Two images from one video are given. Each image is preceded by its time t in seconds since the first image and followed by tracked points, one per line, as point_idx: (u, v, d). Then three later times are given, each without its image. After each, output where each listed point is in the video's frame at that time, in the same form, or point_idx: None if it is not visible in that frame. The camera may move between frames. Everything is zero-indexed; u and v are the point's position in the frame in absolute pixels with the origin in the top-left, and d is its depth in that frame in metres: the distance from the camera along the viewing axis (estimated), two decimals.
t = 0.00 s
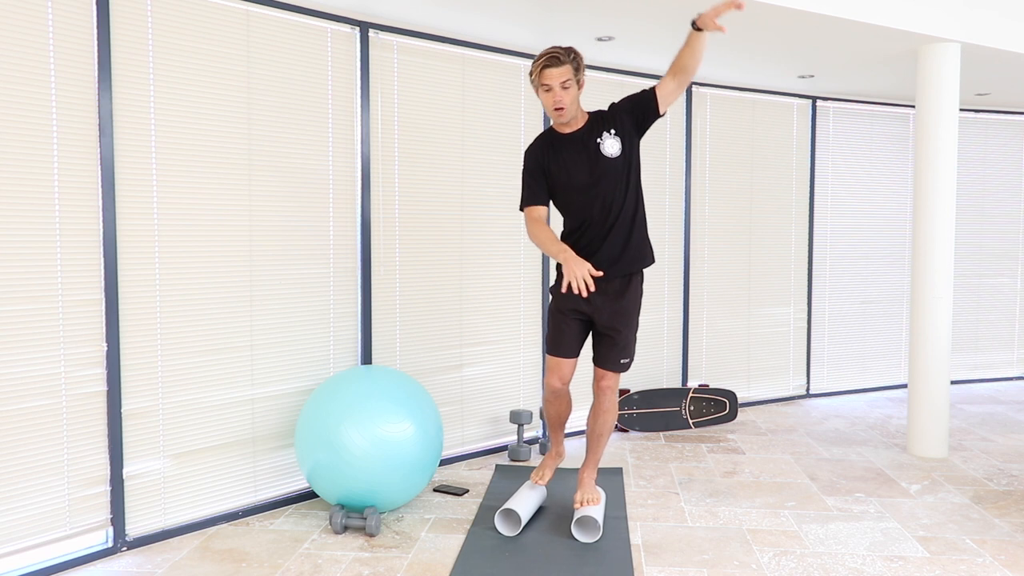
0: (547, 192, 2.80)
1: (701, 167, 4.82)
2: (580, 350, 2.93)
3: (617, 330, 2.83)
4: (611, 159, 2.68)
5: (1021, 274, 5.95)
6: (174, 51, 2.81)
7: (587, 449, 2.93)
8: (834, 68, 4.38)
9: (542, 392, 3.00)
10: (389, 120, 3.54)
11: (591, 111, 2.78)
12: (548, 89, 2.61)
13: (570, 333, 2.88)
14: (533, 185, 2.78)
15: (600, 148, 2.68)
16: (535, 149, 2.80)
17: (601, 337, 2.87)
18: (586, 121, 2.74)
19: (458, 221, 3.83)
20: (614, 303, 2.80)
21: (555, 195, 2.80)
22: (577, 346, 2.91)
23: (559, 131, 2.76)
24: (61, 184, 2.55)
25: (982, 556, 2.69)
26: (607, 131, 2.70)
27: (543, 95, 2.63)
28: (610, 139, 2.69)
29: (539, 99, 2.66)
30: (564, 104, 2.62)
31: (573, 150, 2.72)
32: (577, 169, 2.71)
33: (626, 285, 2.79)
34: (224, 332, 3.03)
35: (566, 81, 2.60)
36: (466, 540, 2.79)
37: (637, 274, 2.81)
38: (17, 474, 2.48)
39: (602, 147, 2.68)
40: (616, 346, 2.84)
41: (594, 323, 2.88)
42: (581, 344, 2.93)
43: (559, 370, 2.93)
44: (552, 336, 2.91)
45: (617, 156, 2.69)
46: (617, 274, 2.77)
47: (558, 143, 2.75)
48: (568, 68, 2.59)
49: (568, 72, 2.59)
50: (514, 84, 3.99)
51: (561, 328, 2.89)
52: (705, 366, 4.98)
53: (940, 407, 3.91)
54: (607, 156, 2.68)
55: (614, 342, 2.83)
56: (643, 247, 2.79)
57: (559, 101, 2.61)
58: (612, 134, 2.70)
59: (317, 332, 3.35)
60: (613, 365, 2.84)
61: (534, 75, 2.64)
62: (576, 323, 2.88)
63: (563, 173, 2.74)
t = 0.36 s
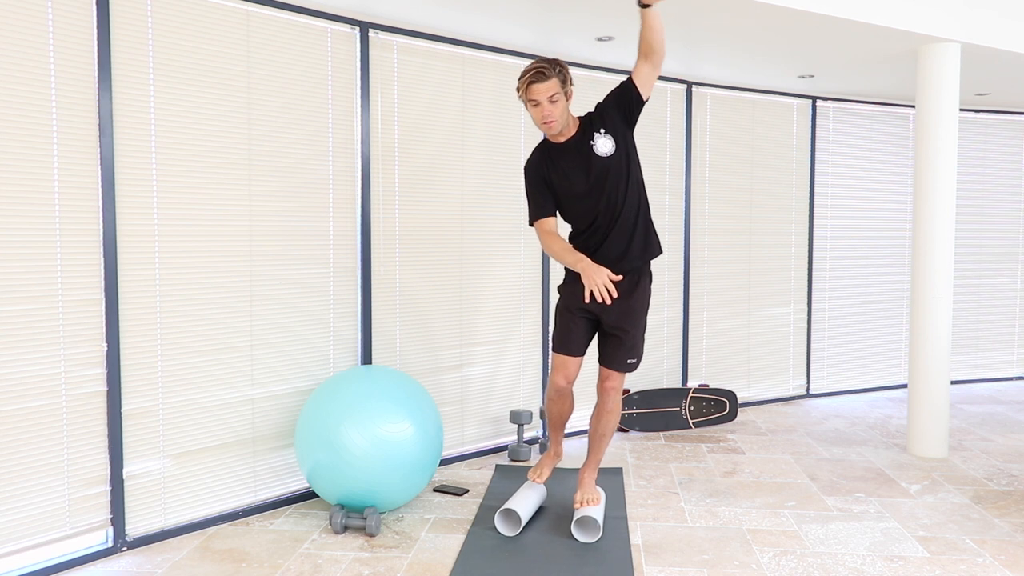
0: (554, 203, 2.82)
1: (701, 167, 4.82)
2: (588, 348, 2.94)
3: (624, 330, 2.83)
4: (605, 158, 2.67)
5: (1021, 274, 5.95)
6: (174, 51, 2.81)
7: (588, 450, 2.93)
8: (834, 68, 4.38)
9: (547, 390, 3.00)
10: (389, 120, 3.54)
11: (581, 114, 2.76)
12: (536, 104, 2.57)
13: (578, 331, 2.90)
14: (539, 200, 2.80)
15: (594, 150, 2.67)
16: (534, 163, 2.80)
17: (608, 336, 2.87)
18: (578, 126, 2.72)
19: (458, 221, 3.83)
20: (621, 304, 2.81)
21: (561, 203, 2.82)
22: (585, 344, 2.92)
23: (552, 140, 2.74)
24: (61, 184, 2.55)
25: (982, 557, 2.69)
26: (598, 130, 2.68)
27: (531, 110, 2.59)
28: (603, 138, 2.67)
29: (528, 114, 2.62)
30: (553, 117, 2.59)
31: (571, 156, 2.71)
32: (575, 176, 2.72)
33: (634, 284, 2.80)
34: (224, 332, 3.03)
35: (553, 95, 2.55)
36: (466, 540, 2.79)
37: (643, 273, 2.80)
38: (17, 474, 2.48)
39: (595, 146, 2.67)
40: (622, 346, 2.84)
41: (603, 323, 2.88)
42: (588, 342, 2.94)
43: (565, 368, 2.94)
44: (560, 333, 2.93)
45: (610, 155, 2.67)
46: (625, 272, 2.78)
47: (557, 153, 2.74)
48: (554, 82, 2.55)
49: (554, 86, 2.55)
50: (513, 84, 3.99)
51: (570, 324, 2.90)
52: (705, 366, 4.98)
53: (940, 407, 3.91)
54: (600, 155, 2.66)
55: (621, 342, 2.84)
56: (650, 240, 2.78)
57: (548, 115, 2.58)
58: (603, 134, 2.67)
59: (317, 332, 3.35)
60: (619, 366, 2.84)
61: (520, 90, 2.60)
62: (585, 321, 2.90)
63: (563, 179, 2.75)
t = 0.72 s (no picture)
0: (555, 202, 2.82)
1: (701, 167, 4.82)
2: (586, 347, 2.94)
3: (623, 330, 2.83)
4: (604, 158, 2.66)
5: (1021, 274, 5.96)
6: (174, 51, 2.81)
7: (591, 450, 2.93)
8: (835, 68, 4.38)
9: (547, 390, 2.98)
10: (389, 120, 3.54)
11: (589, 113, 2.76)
12: (545, 102, 2.59)
13: (577, 331, 2.89)
14: (539, 200, 2.80)
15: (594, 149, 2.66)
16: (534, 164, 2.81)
17: (607, 336, 2.87)
18: (583, 124, 2.73)
19: (458, 220, 3.83)
20: (621, 304, 2.81)
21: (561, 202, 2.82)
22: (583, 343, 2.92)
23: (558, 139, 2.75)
24: (61, 184, 2.55)
25: (981, 556, 2.69)
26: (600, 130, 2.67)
27: (540, 107, 2.61)
28: (604, 138, 2.66)
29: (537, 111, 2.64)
30: (561, 115, 2.60)
31: (573, 158, 2.72)
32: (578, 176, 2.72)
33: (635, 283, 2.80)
34: (223, 332, 3.03)
35: (562, 94, 2.57)
36: (466, 540, 2.79)
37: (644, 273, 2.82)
38: (17, 474, 2.48)
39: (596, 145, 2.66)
40: (622, 347, 2.84)
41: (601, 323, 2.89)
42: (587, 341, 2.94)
43: (564, 368, 2.92)
44: (560, 331, 2.92)
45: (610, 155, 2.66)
46: (625, 272, 2.78)
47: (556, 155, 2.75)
48: (563, 80, 2.56)
49: (564, 84, 2.56)
50: (513, 84, 3.98)
51: (569, 322, 2.90)
52: (705, 366, 4.98)
53: (939, 407, 3.92)
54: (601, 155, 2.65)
55: (620, 342, 2.84)
56: (651, 238, 2.79)
57: (556, 113, 2.59)
58: (605, 134, 2.67)
59: (317, 332, 3.35)
60: (618, 366, 2.85)
61: (529, 88, 2.62)
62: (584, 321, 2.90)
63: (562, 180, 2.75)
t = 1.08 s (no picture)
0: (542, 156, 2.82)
1: (701, 166, 4.82)
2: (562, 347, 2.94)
3: (604, 328, 2.84)
4: (618, 158, 2.69)
5: (1021, 274, 5.96)
6: (174, 51, 2.81)
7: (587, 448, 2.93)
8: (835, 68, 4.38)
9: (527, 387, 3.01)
10: (389, 120, 3.54)
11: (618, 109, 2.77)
12: (585, 81, 2.57)
13: (553, 329, 2.89)
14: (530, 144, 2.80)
15: (610, 147, 2.69)
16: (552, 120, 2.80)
17: (587, 333, 2.88)
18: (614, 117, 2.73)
19: (458, 220, 3.83)
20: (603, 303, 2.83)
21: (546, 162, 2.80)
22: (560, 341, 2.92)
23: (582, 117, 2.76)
24: (61, 184, 2.55)
25: (982, 556, 2.69)
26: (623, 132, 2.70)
27: (580, 87, 2.60)
28: (623, 141, 2.69)
29: (576, 89, 2.63)
30: (599, 97, 2.59)
31: (582, 139, 2.72)
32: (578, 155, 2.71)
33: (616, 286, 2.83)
34: (223, 331, 3.03)
35: (604, 76, 2.56)
36: (466, 540, 2.79)
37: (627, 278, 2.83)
38: (17, 474, 2.48)
39: (614, 146, 2.69)
40: (603, 346, 2.86)
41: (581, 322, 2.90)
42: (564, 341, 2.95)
43: (539, 365, 2.93)
44: (535, 331, 2.92)
45: (625, 159, 2.69)
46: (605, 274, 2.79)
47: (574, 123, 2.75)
48: (607, 61, 2.54)
49: (607, 66, 2.55)
50: (513, 84, 3.98)
51: (545, 323, 2.90)
52: (705, 366, 4.98)
53: (939, 408, 3.92)
54: (618, 157, 2.68)
55: (602, 341, 2.85)
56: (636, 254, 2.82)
57: (595, 94, 2.58)
58: (626, 136, 2.70)
59: (317, 332, 3.35)
60: (603, 364, 2.86)
61: (571, 64, 2.60)
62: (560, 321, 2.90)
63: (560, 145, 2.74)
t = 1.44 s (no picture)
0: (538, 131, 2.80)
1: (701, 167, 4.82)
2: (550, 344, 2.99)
3: (599, 325, 2.86)
4: (613, 167, 2.70)
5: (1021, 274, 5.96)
6: (174, 51, 2.81)
7: (585, 447, 2.93)
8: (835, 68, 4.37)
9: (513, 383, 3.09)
10: (389, 120, 3.54)
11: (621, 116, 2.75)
12: (591, 82, 2.58)
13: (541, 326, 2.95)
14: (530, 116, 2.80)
15: (606, 153, 2.69)
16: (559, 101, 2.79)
17: (582, 329, 2.90)
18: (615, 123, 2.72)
19: (458, 220, 3.83)
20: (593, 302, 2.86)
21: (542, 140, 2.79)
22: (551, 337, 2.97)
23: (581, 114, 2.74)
24: (61, 184, 2.55)
25: (982, 556, 2.69)
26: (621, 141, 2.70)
27: (585, 87, 2.60)
28: (619, 150, 2.69)
29: (581, 89, 2.63)
30: (605, 98, 2.59)
31: (579, 133, 2.71)
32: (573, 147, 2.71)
33: (606, 286, 2.85)
34: (223, 331, 3.03)
35: (610, 77, 2.56)
36: (466, 540, 2.79)
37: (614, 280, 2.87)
38: (17, 474, 2.48)
39: (608, 153, 2.69)
40: (597, 344, 2.88)
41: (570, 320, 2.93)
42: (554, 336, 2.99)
43: (526, 361, 2.99)
44: (524, 328, 2.98)
45: (618, 168, 2.70)
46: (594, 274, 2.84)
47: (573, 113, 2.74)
48: (613, 62, 2.55)
49: (613, 67, 2.55)
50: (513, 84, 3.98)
51: (534, 320, 2.95)
52: (705, 366, 4.98)
53: (939, 408, 3.92)
54: (610, 165, 2.69)
55: (596, 337, 2.87)
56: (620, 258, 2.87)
57: (600, 95, 2.58)
58: (624, 146, 2.70)
59: (316, 332, 3.35)
60: (598, 361, 2.87)
61: (577, 64, 2.61)
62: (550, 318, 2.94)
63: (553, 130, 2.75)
